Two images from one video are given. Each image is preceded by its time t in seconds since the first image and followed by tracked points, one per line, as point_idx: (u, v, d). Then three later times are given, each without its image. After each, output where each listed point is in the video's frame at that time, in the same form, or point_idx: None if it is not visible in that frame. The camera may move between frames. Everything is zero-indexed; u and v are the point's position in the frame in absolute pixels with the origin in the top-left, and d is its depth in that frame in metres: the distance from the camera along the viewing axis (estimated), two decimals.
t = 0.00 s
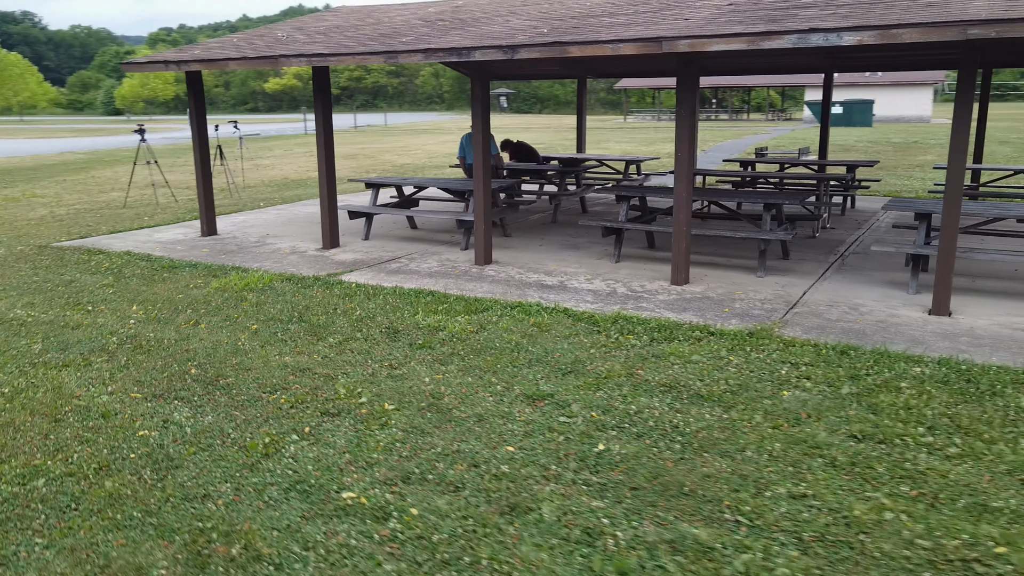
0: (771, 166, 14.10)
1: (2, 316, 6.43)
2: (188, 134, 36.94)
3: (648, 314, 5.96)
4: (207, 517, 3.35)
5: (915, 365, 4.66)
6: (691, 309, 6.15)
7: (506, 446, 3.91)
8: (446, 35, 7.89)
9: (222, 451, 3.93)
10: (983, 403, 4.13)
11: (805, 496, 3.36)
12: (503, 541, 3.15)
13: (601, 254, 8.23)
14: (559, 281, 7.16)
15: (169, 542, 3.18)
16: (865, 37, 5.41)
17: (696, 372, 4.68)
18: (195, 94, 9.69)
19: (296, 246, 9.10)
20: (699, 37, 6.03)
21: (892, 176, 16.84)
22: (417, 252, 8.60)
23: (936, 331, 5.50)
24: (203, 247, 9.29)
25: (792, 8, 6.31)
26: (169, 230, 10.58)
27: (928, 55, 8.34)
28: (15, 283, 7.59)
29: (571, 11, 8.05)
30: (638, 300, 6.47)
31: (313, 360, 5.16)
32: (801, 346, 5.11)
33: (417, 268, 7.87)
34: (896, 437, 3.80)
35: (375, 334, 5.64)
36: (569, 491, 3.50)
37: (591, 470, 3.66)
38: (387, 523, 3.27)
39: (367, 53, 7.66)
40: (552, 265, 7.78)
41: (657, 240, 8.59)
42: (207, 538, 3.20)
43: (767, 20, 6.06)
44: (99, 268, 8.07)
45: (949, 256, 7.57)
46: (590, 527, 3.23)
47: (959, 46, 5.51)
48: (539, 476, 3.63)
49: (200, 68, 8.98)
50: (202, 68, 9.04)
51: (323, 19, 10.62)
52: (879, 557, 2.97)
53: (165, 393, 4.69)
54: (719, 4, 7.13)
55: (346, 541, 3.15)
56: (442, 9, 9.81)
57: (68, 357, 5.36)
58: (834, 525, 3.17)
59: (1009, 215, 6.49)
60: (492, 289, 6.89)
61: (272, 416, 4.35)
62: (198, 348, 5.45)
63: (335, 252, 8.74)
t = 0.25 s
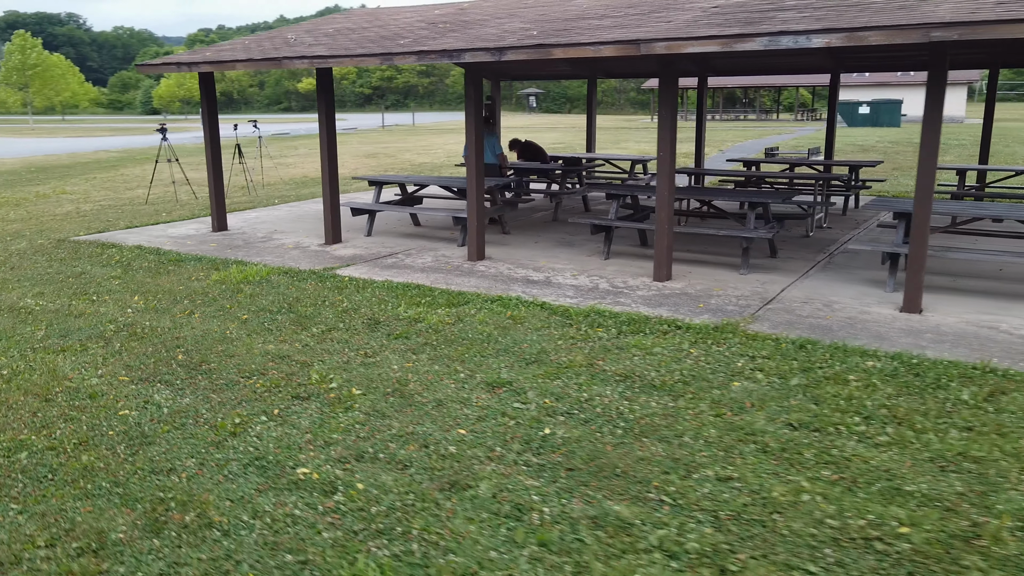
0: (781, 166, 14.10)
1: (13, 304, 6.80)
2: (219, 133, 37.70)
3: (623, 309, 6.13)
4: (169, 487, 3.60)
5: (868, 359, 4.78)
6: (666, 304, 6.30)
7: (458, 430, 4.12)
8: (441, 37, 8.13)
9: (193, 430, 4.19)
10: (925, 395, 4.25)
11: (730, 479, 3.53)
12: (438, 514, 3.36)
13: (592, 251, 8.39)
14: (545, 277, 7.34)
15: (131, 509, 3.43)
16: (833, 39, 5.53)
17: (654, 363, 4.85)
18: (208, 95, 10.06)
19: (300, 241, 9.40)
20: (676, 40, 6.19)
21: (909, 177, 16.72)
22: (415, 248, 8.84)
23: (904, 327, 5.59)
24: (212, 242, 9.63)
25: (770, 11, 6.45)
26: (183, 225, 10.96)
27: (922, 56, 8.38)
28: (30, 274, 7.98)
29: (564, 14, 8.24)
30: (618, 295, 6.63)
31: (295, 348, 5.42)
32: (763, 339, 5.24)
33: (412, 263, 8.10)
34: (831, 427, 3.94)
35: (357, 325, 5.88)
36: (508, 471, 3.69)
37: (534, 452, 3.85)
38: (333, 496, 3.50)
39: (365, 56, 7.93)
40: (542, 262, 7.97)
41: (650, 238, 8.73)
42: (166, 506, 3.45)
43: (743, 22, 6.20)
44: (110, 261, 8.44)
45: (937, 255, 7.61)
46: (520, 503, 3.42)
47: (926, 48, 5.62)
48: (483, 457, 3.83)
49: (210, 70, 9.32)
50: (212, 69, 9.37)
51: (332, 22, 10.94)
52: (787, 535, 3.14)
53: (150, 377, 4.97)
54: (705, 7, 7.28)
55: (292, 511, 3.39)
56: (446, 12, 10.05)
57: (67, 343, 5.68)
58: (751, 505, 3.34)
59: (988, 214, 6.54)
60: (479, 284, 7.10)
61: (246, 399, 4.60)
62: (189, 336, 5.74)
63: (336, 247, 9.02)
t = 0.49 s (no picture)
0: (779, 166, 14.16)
1: (11, 297, 7.04)
2: (232, 133, 38.11)
3: (598, 304, 6.26)
4: (137, 469, 3.78)
5: (826, 353, 4.90)
6: (642, 300, 6.43)
7: (420, 418, 4.28)
8: (431, 40, 8.29)
9: (167, 417, 4.38)
10: (874, 388, 4.37)
11: (672, 464, 3.67)
12: (389, 495, 3.53)
13: (578, 249, 8.53)
14: (528, 273, 7.49)
15: (100, 489, 3.61)
16: (801, 42, 5.62)
17: (618, 356, 4.98)
18: (208, 95, 10.29)
19: (296, 239, 9.59)
20: (651, 41, 6.30)
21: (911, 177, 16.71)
22: (406, 245, 9.01)
23: (870, 324, 5.69)
24: (211, 239, 9.85)
25: (746, 14, 6.55)
26: (184, 222, 11.19)
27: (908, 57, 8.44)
28: (31, 269, 8.23)
29: (552, 16, 8.38)
30: (596, 290, 6.77)
31: (275, 340, 5.60)
32: (729, 334, 5.37)
33: (401, 261, 8.27)
34: (778, 417, 4.06)
35: (338, 318, 6.06)
36: (462, 456, 3.85)
37: (489, 438, 4.00)
38: (291, 478, 3.67)
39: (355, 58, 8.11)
40: (528, 259, 8.11)
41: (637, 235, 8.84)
42: (132, 486, 3.63)
43: (718, 24, 6.33)
44: (109, 257, 8.67)
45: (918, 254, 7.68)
46: (468, 485, 3.58)
47: (894, 50, 5.72)
48: (439, 443, 3.99)
49: (209, 72, 9.54)
50: (210, 70, 9.58)
51: (331, 24, 11.13)
52: (717, 517, 3.28)
53: (133, 367, 5.17)
54: (685, 9, 7.39)
55: (250, 492, 3.57)
56: (440, 14, 10.21)
57: (57, 334, 5.89)
58: (688, 488, 3.48)
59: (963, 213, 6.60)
60: (462, 280, 7.26)
61: (222, 388, 4.79)
62: (176, 328, 5.94)
63: (330, 244, 9.21)
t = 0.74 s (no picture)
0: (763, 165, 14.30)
1: None
2: (237, 132, 38.42)
3: (555, 298, 6.45)
4: (88, 448, 4.01)
5: (761, 344, 5.08)
6: (599, 294, 6.62)
7: (362, 403, 4.49)
8: (404, 42, 8.49)
9: (125, 401, 4.60)
10: (798, 376, 4.55)
11: (591, 446, 3.87)
12: (320, 472, 3.73)
13: (549, 245, 8.72)
14: (495, 268, 7.69)
15: (51, 466, 3.84)
16: (746, 43, 5.76)
17: (562, 346, 5.18)
18: (194, 96, 10.54)
19: (278, 235, 9.82)
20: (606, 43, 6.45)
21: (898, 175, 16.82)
22: (383, 242, 9.22)
23: (814, 317, 5.87)
24: (196, 235, 10.09)
25: (702, 16, 6.72)
26: (173, 219, 11.45)
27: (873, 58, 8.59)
28: (17, 263, 8.49)
29: (523, 19, 8.57)
30: (557, 285, 6.96)
31: (239, 330, 5.83)
32: (673, 326, 5.56)
33: (375, 256, 8.49)
34: (700, 403, 4.25)
35: (303, 310, 6.28)
36: (395, 437, 4.06)
37: (423, 422, 4.21)
38: (231, 457, 3.89)
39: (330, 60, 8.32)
40: (498, 254, 8.31)
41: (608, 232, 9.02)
42: (82, 464, 3.85)
43: (673, 26, 6.51)
44: (94, 252, 8.92)
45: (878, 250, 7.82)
46: (396, 464, 3.79)
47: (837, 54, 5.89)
48: (376, 426, 4.20)
49: (193, 73, 9.77)
50: (195, 71, 9.82)
51: (316, 25, 11.35)
52: (624, 493, 3.48)
53: (100, 355, 5.40)
54: (649, 11, 7.56)
55: (191, 469, 3.78)
56: (420, 16, 10.42)
57: (33, 325, 6.13)
58: (601, 467, 3.68)
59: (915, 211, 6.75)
60: (430, 275, 7.46)
61: (181, 375, 5.01)
62: (146, 319, 6.18)
63: (309, 241, 9.43)
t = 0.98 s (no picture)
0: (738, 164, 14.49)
1: None
2: (230, 132, 38.56)
3: (507, 292, 6.65)
4: (35, 432, 4.19)
5: (694, 335, 5.27)
6: (551, 289, 6.81)
7: (303, 390, 4.68)
8: (371, 43, 8.67)
9: (76, 389, 4.79)
10: (722, 363, 4.75)
11: (511, 429, 4.07)
12: (252, 453, 3.93)
13: (514, 241, 8.90)
14: (456, 264, 7.87)
15: None
16: (687, 46, 5.95)
17: (503, 337, 5.37)
18: (171, 96, 10.72)
19: (251, 233, 10.00)
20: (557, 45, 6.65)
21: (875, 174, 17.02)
22: (353, 239, 9.41)
23: (754, 310, 6.06)
24: (171, 232, 10.27)
25: (652, 19, 6.91)
26: (151, 217, 11.62)
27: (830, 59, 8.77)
28: None
29: (487, 21, 8.75)
30: (512, 280, 7.15)
31: (196, 323, 6.01)
32: (615, 318, 5.75)
33: (342, 253, 8.67)
34: (623, 389, 4.44)
35: (262, 304, 6.46)
36: (329, 421, 4.26)
37: (358, 408, 4.40)
38: (169, 440, 4.08)
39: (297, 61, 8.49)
40: (462, 251, 8.50)
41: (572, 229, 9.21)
42: (27, 446, 4.04)
43: (621, 28, 6.69)
44: (69, 249, 9.10)
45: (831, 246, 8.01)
46: (325, 446, 3.98)
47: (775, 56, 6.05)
48: (312, 412, 4.39)
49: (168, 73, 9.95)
50: (169, 72, 9.99)
51: (292, 27, 11.53)
52: (535, 472, 3.68)
53: (59, 346, 5.59)
54: (605, 14, 7.74)
55: (129, 451, 3.97)
56: (392, 18, 10.59)
57: None
58: (517, 449, 3.87)
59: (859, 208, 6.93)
60: (392, 270, 7.65)
61: (134, 364, 5.20)
62: (109, 312, 6.36)
63: (281, 238, 9.61)
